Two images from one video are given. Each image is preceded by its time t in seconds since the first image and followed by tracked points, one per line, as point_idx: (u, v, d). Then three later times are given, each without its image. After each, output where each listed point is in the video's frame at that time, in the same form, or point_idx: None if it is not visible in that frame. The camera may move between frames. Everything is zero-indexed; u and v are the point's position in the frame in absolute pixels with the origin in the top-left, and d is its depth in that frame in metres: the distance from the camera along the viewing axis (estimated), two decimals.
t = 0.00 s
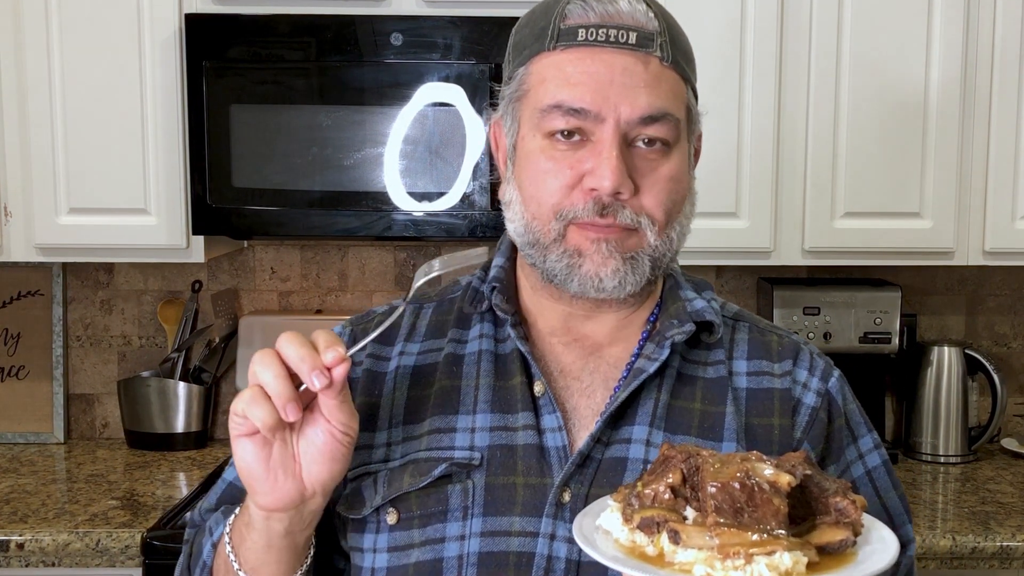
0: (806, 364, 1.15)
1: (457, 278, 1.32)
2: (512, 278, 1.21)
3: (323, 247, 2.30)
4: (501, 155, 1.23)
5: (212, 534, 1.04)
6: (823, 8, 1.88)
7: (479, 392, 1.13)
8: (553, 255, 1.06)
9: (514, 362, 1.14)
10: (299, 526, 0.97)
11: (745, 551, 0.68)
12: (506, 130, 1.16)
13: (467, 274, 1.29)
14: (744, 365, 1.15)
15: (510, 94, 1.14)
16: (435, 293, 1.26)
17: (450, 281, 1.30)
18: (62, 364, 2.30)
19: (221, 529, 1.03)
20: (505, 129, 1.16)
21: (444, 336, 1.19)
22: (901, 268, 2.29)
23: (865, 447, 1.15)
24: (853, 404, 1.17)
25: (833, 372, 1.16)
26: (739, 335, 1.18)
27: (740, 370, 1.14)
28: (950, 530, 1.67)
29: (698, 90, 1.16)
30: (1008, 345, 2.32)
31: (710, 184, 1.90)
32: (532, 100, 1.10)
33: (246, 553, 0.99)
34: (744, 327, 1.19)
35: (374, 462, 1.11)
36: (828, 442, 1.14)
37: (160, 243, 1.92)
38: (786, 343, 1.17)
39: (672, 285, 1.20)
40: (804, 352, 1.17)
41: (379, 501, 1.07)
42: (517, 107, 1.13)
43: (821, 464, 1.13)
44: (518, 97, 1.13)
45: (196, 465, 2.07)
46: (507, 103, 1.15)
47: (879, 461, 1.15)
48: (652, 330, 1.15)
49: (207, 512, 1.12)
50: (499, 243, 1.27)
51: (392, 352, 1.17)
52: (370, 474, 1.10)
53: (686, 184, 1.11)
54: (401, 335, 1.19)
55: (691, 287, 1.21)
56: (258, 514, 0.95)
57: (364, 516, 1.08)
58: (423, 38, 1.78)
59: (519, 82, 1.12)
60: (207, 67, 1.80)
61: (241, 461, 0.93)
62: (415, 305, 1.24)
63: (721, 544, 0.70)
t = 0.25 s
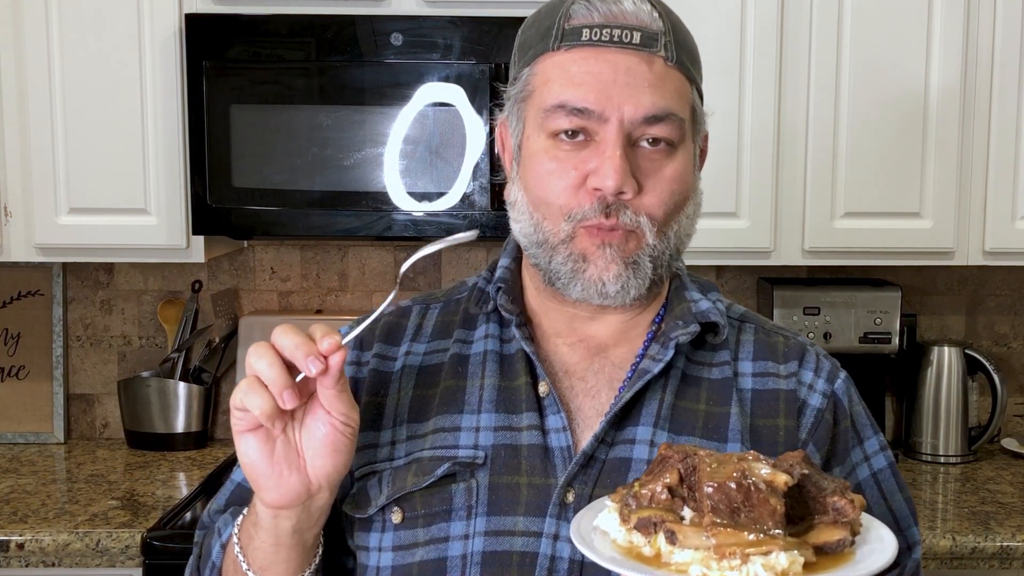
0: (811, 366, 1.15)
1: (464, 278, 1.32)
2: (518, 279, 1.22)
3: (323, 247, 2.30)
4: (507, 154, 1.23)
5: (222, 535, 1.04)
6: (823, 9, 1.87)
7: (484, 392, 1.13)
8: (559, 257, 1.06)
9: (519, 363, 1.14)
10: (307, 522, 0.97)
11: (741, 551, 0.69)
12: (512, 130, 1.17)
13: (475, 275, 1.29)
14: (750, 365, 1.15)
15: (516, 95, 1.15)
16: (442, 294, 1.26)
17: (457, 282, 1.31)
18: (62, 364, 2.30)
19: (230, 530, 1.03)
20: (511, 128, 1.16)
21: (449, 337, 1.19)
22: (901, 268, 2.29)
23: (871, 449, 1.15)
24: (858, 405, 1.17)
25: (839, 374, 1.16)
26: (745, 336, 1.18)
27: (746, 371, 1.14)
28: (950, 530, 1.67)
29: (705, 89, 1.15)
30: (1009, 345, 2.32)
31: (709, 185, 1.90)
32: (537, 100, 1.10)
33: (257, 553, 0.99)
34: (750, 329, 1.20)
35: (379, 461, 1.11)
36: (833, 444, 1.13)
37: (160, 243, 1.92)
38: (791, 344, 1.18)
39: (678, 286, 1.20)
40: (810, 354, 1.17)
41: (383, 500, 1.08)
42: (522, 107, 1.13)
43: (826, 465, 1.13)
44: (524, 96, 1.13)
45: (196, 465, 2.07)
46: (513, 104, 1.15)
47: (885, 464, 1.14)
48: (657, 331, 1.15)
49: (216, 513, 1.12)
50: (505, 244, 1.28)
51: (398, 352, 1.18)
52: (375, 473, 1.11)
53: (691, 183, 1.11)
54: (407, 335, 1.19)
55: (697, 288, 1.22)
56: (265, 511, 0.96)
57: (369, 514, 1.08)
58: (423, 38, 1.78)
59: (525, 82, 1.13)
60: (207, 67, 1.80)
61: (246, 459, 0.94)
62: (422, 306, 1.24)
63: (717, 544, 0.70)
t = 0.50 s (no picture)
0: (816, 369, 1.15)
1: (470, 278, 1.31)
2: (524, 279, 1.22)
3: (323, 247, 2.30)
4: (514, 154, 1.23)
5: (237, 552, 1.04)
6: (823, 9, 1.87)
7: (488, 392, 1.12)
8: (561, 260, 1.06)
9: (524, 363, 1.14)
10: (337, 556, 0.96)
11: (740, 560, 0.68)
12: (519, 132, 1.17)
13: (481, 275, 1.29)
14: (754, 368, 1.15)
15: (523, 98, 1.14)
16: (448, 294, 1.26)
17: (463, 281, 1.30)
18: (62, 364, 2.30)
19: (248, 548, 1.03)
20: (519, 131, 1.16)
21: (455, 335, 1.18)
22: (901, 268, 2.29)
23: (874, 453, 1.15)
24: (862, 410, 1.17)
25: (843, 378, 1.15)
26: (749, 339, 1.18)
27: (750, 374, 1.14)
28: (950, 531, 1.67)
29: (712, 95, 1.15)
30: (1008, 345, 2.33)
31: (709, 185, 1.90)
32: (544, 104, 1.10)
33: None
34: (755, 332, 1.20)
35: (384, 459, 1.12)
36: (836, 447, 1.13)
37: (160, 243, 1.92)
38: (796, 348, 1.17)
39: (684, 289, 1.20)
40: (814, 357, 1.17)
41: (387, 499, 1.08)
42: (530, 110, 1.13)
43: (830, 469, 1.13)
44: (531, 100, 1.13)
45: (196, 465, 2.07)
46: (520, 106, 1.15)
47: (887, 468, 1.14)
48: (662, 333, 1.16)
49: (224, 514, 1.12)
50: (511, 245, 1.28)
51: (403, 351, 1.17)
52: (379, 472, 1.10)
53: (698, 189, 1.11)
54: (413, 335, 1.19)
55: (703, 291, 1.22)
56: (297, 547, 0.95)
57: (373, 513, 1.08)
58: (423, 38, 1.78)
59: (532, 85, 1.12)
60: (207, 67, 1.80)
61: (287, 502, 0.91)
62: (429, 305, 1.23)
63: (716, 552, 0.69)
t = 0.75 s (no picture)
0: (818, 371, 1.15)
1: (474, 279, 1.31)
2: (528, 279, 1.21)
3: (323, 247, 2.30)
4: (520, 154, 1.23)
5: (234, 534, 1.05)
6: (822, 9, 1.88)
7: (492, 391, 1.13)
8: (566, 260, 1.07)
9: (528, 363, 1.14)
10: (332, 530, 0.97)
11: (738, 558, 0.68)
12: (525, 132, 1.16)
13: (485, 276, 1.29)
14: (756, 370, 1.15)
15: (530, 99, 1.14)
16: (452, 294, 1.26)
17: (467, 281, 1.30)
18: (62, 364, 2.30)
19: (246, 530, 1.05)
20: (525, 132, 1.16)
21: (459, 335, 1.18)
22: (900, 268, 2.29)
23: (874, 455, 1.15)
24: (863, 413, 1.16)
25: (845, 379, 1.15)
26: (752, 340, 1.18)
27: (752, 376, 1.14)
28: (950, 530, 1.67)
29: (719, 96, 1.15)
30: (1008, 345, 2.33)
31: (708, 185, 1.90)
32: (550, 106, 1.10)
33: (273, 557, 0.99)
34: (758, 334, 1.19)
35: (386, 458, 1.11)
36: (837, 449, 1.13)
37: (160, 243, 1.92)
38: (799, 349, 1.17)
39: (687, 290, 1.20)
40: (817, 359, 1.16)
41: (390, 496, 1.08)
42: (536, 112, 1.13)
43: (830, 470, 1.13)
44: (537, 101, 1.13)
45: (196, 465, 2.07)
46: (527, 107, 1.15)
47: (887, 471, 1.14)
48: (666, 334, 1.15)
49: (224, 507, 1.12)
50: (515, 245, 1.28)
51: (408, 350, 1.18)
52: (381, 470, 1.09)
53: (704, 190, 1.11)
54: (417, 333, 1.19)
55: (706, 292, 1.21)
56: (292, 521, 0.95)
57: (377, 510, 1.08)
58: (423, 38, 1.78)
59: (539, 87, 1.12)
60: (208, 67, 1.80)
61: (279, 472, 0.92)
62: (432, 304, 1.23)
63: (714, 550, 0.69)
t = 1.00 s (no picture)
0: (819, 373, 1.15)
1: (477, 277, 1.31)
2: (531, 280, 1.22)
3: (323, 247, 2.30)
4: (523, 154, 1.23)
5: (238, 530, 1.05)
6: (822, 9, 1.88)
7: (494, 391, 1.13)
8: (565, 261, 1.07)
9: (529, 363, 1.14)
10: (338, 521, 0.96)
11: (738, 557, 0.68)
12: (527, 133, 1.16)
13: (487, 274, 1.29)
14: (757, 371, 1.15)
15: (532, 99, 1.14)
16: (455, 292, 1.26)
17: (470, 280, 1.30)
18: (62, 364, 2.30)
19: (250, 523, 1.05)
20: (527, 132, 1.16)
21: (461, 335, 1.19)
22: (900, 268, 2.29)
23: (874, 458, 1.14)
24: (864, 415, 1.16)
25: (846, 382, 1.15)
26: (753, 342, 1.18)
27: (753, 377, 1.14)
28: (950, 530, 1.67)
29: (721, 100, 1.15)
30: (1008, 345, 2.33)
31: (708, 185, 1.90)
32: (552, 107, 1.10)
33: (279, 545, 0.98)
34: (759, 335, 1.19)
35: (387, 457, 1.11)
36: (837, 451, 1.13)
37: (160, 243, 1.92)
38: (800, 351, 1.17)
39: (689, 290, 1.20)
40: (818, 361, 1.17)
41: (391, 494, 1.08)
42: (538, 113, 1.13)
43: (830, 471, 1.12)
44: (540, 102, 1.12)
45: (196, 465, 2.07)
46: (529, 107, 1.15)
47: (887, 473, 1.13)
48: (667, 334, 1.15)
49: (226, 502, 1.12)
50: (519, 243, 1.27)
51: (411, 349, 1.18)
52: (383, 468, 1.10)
53: (703, 194, 1.11)
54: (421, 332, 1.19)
55: (708, 293, 1.21)
56: (299, 509, 0.94)
57: (377, 508, 1.08)
58: (422, 38, 1.79)
59: (541, 88, 1.12)
60: (208, 67, 1.80)
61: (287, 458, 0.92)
62: (436, 303, 1.23)
63: (714, 549, 0.69)
